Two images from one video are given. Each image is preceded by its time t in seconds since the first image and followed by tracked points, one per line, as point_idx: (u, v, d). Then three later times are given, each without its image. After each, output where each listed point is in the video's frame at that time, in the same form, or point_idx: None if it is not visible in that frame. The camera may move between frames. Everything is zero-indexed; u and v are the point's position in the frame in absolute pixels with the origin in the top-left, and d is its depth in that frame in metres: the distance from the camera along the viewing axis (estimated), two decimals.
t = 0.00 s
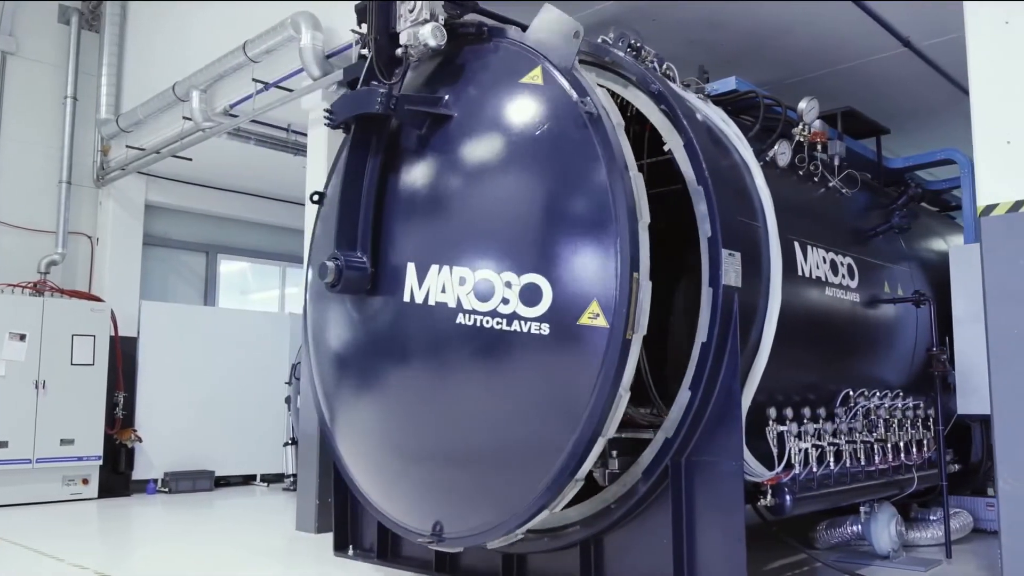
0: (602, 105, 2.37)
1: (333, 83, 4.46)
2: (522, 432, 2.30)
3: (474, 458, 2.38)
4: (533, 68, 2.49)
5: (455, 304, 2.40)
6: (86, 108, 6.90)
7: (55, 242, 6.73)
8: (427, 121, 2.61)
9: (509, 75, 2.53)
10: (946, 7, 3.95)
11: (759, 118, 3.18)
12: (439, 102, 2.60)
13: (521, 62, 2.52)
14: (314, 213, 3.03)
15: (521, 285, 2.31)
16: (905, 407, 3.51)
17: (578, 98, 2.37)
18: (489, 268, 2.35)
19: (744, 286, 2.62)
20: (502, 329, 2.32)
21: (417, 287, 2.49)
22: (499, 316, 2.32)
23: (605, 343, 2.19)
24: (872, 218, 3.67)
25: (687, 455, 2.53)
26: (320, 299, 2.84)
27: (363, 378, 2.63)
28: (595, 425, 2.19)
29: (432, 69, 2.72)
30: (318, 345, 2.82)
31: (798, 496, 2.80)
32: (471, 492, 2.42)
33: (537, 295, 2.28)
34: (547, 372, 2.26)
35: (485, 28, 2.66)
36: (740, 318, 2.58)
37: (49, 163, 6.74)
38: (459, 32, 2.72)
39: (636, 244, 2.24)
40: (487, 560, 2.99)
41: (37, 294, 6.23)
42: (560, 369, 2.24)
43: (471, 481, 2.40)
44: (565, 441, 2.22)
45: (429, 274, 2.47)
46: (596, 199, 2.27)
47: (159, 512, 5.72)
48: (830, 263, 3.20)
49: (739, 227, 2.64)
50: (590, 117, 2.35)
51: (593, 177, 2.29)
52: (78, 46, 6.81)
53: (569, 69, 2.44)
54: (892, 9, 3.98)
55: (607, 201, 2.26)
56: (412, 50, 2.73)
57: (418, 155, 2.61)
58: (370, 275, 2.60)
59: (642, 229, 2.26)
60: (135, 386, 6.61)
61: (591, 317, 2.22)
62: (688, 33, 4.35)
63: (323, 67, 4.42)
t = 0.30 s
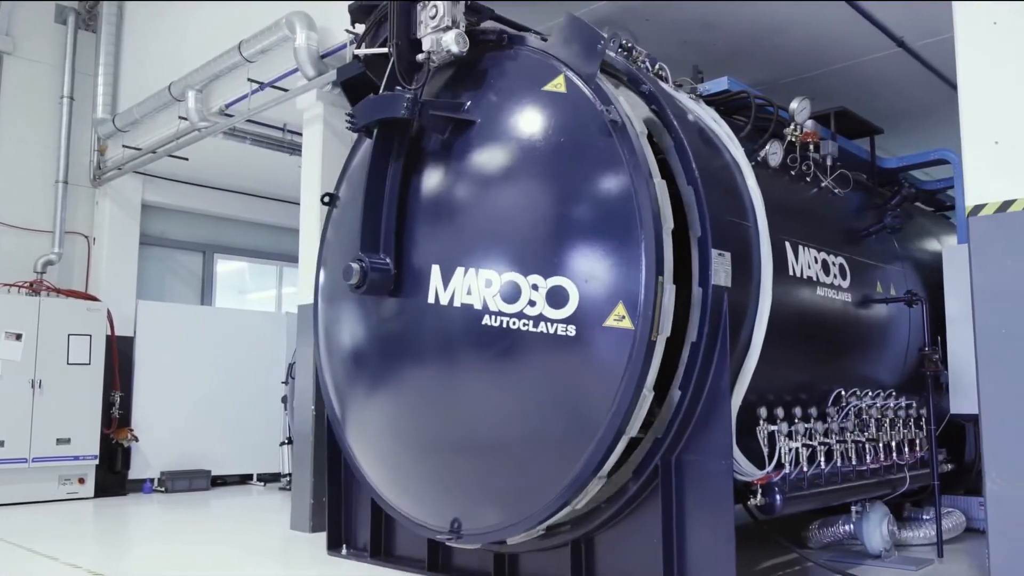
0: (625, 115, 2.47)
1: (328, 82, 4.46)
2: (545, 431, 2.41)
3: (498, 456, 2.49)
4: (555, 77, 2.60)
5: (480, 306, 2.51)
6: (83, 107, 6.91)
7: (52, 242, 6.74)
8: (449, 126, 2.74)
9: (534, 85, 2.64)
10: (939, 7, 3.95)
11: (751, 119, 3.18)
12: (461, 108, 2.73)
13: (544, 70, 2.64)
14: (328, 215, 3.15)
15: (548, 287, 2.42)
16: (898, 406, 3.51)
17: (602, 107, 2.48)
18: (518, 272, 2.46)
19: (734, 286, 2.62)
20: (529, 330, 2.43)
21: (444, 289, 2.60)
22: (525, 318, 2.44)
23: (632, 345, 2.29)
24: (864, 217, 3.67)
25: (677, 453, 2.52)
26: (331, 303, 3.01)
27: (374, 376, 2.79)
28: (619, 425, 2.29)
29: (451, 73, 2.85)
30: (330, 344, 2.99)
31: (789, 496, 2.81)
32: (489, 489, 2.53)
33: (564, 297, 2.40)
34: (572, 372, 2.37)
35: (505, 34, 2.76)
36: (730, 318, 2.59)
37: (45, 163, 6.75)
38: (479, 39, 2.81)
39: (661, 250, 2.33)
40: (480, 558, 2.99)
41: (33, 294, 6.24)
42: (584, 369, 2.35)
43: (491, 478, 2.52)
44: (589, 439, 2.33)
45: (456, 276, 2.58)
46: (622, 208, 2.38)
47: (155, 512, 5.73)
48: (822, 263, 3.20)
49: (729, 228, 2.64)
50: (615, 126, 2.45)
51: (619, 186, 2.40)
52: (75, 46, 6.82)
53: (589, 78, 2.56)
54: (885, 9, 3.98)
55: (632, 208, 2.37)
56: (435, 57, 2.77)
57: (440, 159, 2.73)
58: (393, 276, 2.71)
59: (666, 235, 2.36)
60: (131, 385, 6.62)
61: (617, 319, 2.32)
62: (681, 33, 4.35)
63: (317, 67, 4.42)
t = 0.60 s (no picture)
0: (640, 123, 2.58)
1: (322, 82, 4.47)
2: (563, 427, 2.54)
3: (516, 450, 2.64)
4: (571, 85, 2.72)
5: (499, 307, 2.68)
6: (79, 107, 6.91)
7: (48, 241, 6.74)
8: (466, 132, 2.90)
9: (552, 93, 2.75)
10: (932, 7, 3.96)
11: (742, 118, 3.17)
12: (478, 115, 2.88)
13: (559, 78, 2.76)
14: (344, 220, 3.34)
15: (565, 290, 2.56)
16: (890, 405, 3.53)
17: (617, 115, 2.60)
18: (536, 276, 2.62)
19: (722, 286, 2.62)
20: (547, 331, 2.58)
21: (463, 290, 2.78)
22: (544, 320, 2.59)
23: (649, 347, 2.43)
24: (856, 217, 3.66)
25: (667, 452, 2.53)
26: (345, 304, 3.21)
27: (392, 372, 2.98)
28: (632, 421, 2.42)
29: (467, 80, 3.00)
30: (343, 342, 3.19)
31: (778, 495, 2.82)
32: (503, 483, 2.68)
33: (580, 300, 2.53)
34: (588, 370, 2.50)
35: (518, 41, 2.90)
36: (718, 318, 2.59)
37: (41, 162, 6.75)
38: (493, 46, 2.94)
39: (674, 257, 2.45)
40: (472, 557, 2.99)
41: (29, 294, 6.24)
42: (595, 368, 2.49)
43: (507, 473, 2.67)
44: (604, 435, 2.47)
45: (476, 279, 2.75)
46: (637, 215, 2.50)
47: (150, 511, 5.73)
48: (813, 262, 3.20)
49: (718, 229, 2.64)
50: (631, 135, 2.56)
51: (632, 194, 2.52)
52: (71, 45, 6.81)
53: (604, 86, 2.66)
54: (878, 10, 3.99)
55: (647, 215, 2.49)
56: (450, 64, 2.92)
57: (459, 165, 2.89)
58: (410, 277, 2.90)
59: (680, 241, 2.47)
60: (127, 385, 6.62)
61: (633, 321, 2.45)
62: (674, 33, 4.36)
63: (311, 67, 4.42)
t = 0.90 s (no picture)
0: (647, 130, 2.63)
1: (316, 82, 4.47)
2: (569, 426, 2.60)
3: (522, 449, 2.70)
4: (578, 91, 2.77)
5: (506, 309, 2.72)
6: (75, 106, 6.91)
7: (44, 241, 6.75)
8: (474, 137, 2.94)
9: (559, 99, 2.80)
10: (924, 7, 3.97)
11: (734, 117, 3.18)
12: (486, 121, 2.92)
13: (565, 84, 2.80)
14: (352, 223, 3.38)
15: (571, 292, 2.62)
16: (883, 405, 3.54)
17: (624, 122, 2.65)
18: (543, 279, 2.67)
19: (711, 286, 2.61)
20: (554, 333, 2.63)
21: (470, 291, 2.82)
22: (550, 321, 2.64)
23: (653, 348, 2.50)
24: (848, 216, 3.67)
25: (656, 452, 2.53)
26: (356, 305, 3.27)
27: (402, 372, 3.02)
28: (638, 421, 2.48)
29: (475, 86, 3.02)
30: (355, 341, 3.25)
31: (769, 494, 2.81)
32: (507, 482, 2.75)
33: (586, 302, 2.59)
34: (595, 371, 2.56)
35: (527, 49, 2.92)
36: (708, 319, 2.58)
37: (37, 162, 6.75)
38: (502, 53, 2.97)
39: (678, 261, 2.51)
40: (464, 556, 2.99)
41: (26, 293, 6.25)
42: (603, 369, 2.55)
43: (515, 473, 2.73)
44: (610, 433, 2.53)
45: (482, 282, 2.79)
46: (643, 220, 2.56)
47: (146, 510, 5.74)
48: (804, 262, 3.20)
49: (707, 230, 2.64)
50: (636, 141, 2.62)
51: (638, 199, 2.58)
52: (67, 45, 6.81)
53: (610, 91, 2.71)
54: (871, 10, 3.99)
55: (652, 220, 2.55)
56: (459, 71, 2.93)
57: (467, 169, 2.93)
58: (421, 278, 2.93)
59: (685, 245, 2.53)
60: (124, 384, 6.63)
61: (637, 323, 2.52)
62: (668, 33, 4.36)
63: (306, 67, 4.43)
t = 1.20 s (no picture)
0: (635, 129, 2.64)
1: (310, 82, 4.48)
2: (560, 424, 2.61)
3: (514, 447, 2.71)
4: (567, 91, 2.78)
5: (496, 307, 2.73)
6: (72, 106, 6.92)
7: (40, 240, 6.76)
8: (465, 137, 2.95)
9: (548, 98, 2.81)
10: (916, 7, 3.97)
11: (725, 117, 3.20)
12: (476, 121, 2.93)
13: (555, 84, 2.81)
14: (344, 223, 3.38)
15: (560, 291, 2.63)
16: (875, 404, 3.54)
17: (612, 122, 2.66)
18: (532, 278, 2.68)
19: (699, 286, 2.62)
20: (543, 331, 2.63)
21: (461, 290, 2.83)
22: (539, 320, 2.64)
23: (642, 346, 2.50)
24: (839, 216, 3.67)
25: (645, 451, 2.54)
26: (349, 304, 3.27)
27: (394, 372, 3.03)
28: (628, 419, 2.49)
29: (466, 86, 3.03)
30: (347, 340, 3.26)
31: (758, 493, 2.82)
32: (499, 480, 2.75)
33: (575, 300, 2.60)
34: (585, 369, 2.57)
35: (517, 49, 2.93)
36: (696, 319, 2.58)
37: (34, 161, 6.76)
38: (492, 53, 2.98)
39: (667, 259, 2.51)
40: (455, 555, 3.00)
41: (22, 292, 6.26)
42: (594, 368, 2.56)
43: (506, 472, 2.73)
44: (600, 430, 2.54)
45: (473, 280, 2.80)
46: (633, 219, 2.57)
47: (142, 509, 5.75)
48: (794, 262, 3.20)
49: (696, 229, 2.64)
50: (625, 140, 2.63)
51: (628, 198, 2.59)
52: (64, 44, 6.82)
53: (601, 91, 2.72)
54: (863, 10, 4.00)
55: (642, 219, 2.56)
56: (451, 71, 2.93)
57: (458, 168, 2.94)
58: (412, 279, 2.94)
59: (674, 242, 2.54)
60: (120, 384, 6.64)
61: (626, 321, 2.53)
62: (661, 33, 4.37)
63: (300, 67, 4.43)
